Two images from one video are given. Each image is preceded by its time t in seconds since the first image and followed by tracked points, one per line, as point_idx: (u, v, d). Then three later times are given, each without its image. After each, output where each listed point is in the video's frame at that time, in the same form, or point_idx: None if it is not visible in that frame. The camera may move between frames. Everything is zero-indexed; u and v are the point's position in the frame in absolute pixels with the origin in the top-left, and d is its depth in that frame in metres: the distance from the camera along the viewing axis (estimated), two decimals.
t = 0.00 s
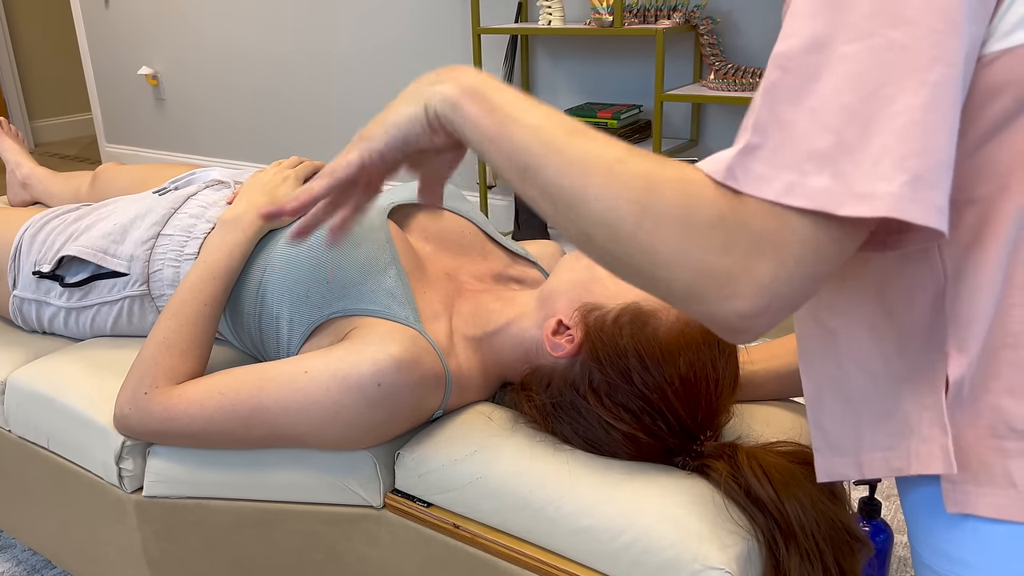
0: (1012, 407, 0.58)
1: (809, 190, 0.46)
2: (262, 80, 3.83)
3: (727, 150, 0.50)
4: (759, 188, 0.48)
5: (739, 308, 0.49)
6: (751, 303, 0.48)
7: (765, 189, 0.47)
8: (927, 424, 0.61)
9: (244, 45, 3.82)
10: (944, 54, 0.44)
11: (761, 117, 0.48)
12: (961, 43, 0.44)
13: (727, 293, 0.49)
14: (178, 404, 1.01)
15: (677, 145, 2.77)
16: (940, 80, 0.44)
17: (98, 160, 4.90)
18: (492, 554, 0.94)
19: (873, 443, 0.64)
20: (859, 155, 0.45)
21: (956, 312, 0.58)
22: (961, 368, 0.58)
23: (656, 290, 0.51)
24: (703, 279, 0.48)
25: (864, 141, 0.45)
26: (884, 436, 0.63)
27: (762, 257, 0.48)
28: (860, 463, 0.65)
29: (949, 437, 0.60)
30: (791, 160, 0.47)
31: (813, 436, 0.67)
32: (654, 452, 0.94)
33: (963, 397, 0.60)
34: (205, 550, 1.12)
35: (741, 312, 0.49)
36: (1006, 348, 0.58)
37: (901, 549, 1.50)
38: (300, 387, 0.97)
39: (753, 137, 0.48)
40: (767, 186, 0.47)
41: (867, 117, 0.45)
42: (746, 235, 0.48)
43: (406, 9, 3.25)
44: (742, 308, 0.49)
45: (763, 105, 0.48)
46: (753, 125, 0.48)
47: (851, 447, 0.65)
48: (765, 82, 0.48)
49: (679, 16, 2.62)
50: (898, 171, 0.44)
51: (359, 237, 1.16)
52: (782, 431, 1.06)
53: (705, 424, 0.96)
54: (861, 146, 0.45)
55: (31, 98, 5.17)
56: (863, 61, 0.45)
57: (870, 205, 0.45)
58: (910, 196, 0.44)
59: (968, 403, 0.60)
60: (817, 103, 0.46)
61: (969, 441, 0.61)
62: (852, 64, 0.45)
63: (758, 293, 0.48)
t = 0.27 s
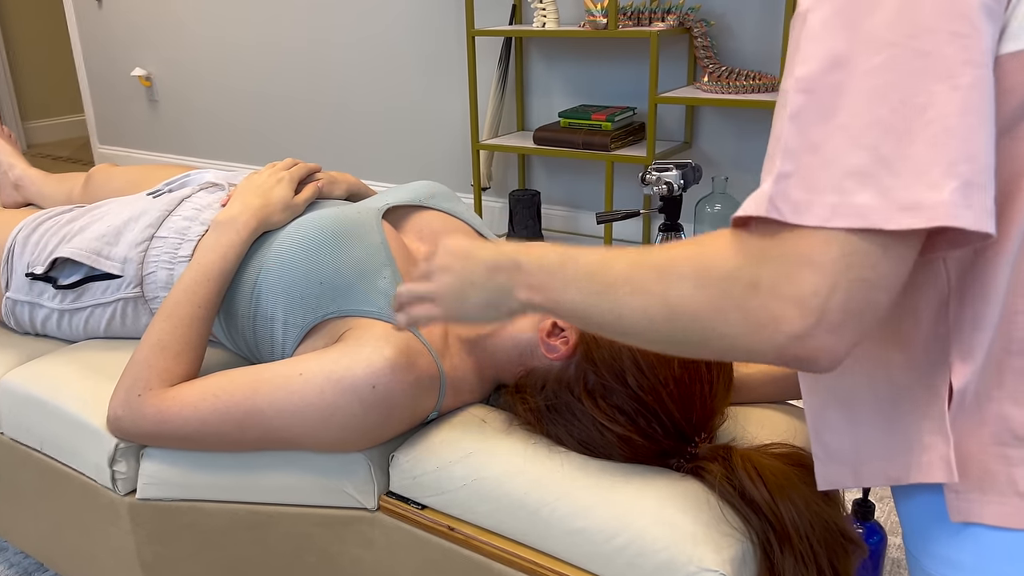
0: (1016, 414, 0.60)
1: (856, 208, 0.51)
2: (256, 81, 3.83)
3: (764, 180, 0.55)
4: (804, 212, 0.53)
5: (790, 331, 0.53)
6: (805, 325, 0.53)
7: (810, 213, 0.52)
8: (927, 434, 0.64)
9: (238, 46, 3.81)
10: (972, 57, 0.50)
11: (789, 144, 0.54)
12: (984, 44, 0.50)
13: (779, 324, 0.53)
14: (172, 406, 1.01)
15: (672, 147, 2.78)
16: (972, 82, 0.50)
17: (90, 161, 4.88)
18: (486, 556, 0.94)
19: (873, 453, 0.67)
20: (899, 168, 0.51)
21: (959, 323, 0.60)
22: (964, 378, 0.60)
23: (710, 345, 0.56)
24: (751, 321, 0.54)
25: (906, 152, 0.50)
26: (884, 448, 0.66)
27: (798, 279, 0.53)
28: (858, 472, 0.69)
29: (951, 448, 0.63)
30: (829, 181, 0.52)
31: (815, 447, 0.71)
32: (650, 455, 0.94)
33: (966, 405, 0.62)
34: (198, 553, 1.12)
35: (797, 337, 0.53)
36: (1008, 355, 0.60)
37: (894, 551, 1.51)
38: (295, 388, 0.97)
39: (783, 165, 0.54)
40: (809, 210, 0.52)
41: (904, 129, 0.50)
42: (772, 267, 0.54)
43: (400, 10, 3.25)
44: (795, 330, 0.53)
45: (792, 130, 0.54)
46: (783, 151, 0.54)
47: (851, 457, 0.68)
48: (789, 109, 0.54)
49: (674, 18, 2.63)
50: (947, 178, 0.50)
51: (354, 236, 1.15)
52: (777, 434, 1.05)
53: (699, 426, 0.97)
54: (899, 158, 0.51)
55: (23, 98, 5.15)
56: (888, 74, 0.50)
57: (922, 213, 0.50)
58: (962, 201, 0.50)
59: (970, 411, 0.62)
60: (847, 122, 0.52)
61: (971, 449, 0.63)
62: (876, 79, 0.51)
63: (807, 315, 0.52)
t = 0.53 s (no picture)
0: None
1: (899, 207, 0.53)
2: (285, 81, 3.87)
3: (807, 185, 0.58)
4: (846, 216, 0.55)
5: (875, 343, 0.55)
6: (884, 335, 0.54)
7: (851, 217, 0.55)
8: (960, 431, 0.63)
9: (268, 47, 3.86)
10: (1003, 49, 0.51)
11: (829, 149, 0.56)
12: (1016, 37, 0.51)
13: (861, 337, 0.55)
14: (203, 397, 1.03)
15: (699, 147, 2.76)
16: (1004, 74, 0.51)
17: (123, 160, 4.97)
18: (511, 549, 0.95)
19: (905, 451, 0.66)
20: (940, 163, 0.53)
21: (993, 317, 0.60)
22: (999, 371, 0.59)
23: (798, 367, 0.59)
24: (833, 339, 0.56)
25: (945, 147, 0.53)
26: (917, 447, 0.65)
27: (867, 292, 0.54)
28: (889, 470, 0.67)
29: (982, 443, 0.62)
30: (871, 184, 0.54)
31: (847, 445, 0.69)
32: (675, 449, 0.94)
33: (998, 399, 0.61)
34: (227, 543, 1.14)
35: (879, 348, 0.55)
36: None
37: (923, 553, 1.49)
38: (324, 381, 0.99)
39: (823, 170, 0.56)
40: (853, 213, 0.55)
41: (940, 124, 0.53)
42: (839, 284, 0.56)
43: (428, 11, 3.27)
44: (878, 342, 0.54)
45: (830, 135, 0.56)
46: (822, 158, 0.56)
47: (883, 456, 0.67)
48: (825, 116, 0.56)
49: (701, 17, 2.61)
50: (989, 168, 0.52)
51: (382, 230, 1.16)
52: (804, 430, 1.04)
53: (725, 422, 0.96)
54: (938, 153, 0.53)
55: (59, 99, 5.25)
56: (919, 71, 0.53)
57: (968, 205, 0.51)
58: (1007, 190, 0.51)
59: (1002, 405, 0.62)
60: (882, 124, 0.54)
61: (1004, 444, 0.62)
62: (909, 77, 0.53)
63: (883, 325, 0.54)
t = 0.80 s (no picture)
0: None
1: (882, 100, 0.52)
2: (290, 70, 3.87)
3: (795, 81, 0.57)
4: (830, 109, 0.54)
5: (851, 239, 0.55)
6: (859, 230, 0.54)
7: (835, 110, 0.54)
8: (969, 340, 0.61)
9: (272, 37, 3.85)
10: None
11: (817, 42, 0.55)
12: None
13: (837, 234, 0.55)
14: (209, 348, 1.03)
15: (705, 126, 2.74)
16: None
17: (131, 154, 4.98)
18: (519, 494, 0.94)
19: (914, 371, 0.65)
20: (926, 56, 0.52)
21: (1001, 221, 0.58)
22: (1007, 276, 0.58)
23: (777, 271, 0.60)
24: (811, 238, 0.57)
25: (931, 42, 0.52)
26: (926, 365, 0.64)
27: (845, 186, 0.54)
28: (899, 394, 0.66)
29: (991, 346, 0.59)
30: (858, 77, 0.53)
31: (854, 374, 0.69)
32: (682, 389, 0.93)
33: (1010, 306, 0.59)
34: (235, 498, 1.14)
35: (855, 244, 0.55)
36: None
37: (935, 516, 1.48)
38: (330, 329, 0.98)
39: (812, 62, 0.55)
40: (837, 106, 0.54)
41: (927, 18, 0.52)
42: (818, 182, 0.55)
43: None
44: (853, 238, 0.54)
45: (820, 29, 0.55)
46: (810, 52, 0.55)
47: (892, 380, 0.66)
48: (816, 11, 0.56)
49: None
50: (970, 57, 0.51)
51: (385, 180, 1.16)
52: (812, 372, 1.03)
53: (733, 362, 0.95)
54: (924, 47, 0.52)
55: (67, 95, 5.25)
56: None
57: (950, 93, 0.51)
58: (986, 78, 0.51)
59: (1014, 313, 0.59)
60: (871, 18, 0.53)
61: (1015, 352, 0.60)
62: None
63: (858, 220, 0.54)
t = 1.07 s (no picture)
0: None
1: (852, 56, 0.53)
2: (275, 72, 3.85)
3: (768, 38, 0.58)
4: (802, 67, 0.55)
5: (825, 193, 0.55)
6: (834, 183, 0.54)
7: (807, 68, 0.54)
8: (948, 301, 0.60)
9: (255, 39, 3.82)
10: None
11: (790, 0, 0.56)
12: None
13: (811, 187, 0.55)
14: (194, 330, 1.03)
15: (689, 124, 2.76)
16: None
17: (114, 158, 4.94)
18: (506, 472, 0.95)
19: (896, 337, 0.64)
20: (893, 11, 0.52)
21: (979, 181, 0.58)
22: (986, 236, 0.57)
23: (758, 229, 0.60)
24: (788, 193, 0.57)
25: None
26: (908, 329, 0.63)
27: (817, 142, 0.54)
28: (883, 361, 0.66)
29: (973, 306, 0.58)
30: (827, 35, 0.54)
31: (839, 343, 0.69)
32: (667, 364, 0.94)
33: (989, 265, 0.58)
34: (221, 484, 1.13)
35: (831, 197, 0.55)
36: None
37: (919, 503, 1.48)
38: (314, 310, 0.98)
39: (785, 20, 0.56)
40: (809, 64, 0.54)
41: None
42: (792, 138, 0.56)
43: None
44: (827, 191, 0.55)
45: None
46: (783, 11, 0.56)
47: (876, 347, 0.66)
48: None
49: None
50: (935, 9, 0.51)
51: (369, 162, 1.16)
52: (794, 347, 1.04)
53: (716, 337, 0.96)
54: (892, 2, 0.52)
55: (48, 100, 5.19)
56: None
57: (917, 45, 0.51)
58: (951, 28, 0.51)
59: (993, 273, 0.59)
60: None
61: (993, 311, 0.59)
62: None
63: (832, 173, 0.54)
